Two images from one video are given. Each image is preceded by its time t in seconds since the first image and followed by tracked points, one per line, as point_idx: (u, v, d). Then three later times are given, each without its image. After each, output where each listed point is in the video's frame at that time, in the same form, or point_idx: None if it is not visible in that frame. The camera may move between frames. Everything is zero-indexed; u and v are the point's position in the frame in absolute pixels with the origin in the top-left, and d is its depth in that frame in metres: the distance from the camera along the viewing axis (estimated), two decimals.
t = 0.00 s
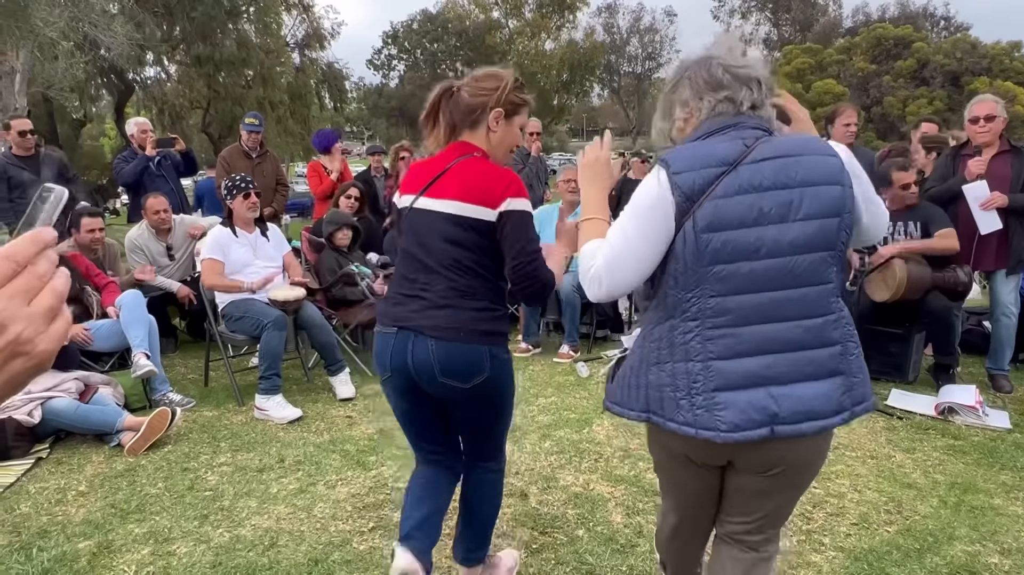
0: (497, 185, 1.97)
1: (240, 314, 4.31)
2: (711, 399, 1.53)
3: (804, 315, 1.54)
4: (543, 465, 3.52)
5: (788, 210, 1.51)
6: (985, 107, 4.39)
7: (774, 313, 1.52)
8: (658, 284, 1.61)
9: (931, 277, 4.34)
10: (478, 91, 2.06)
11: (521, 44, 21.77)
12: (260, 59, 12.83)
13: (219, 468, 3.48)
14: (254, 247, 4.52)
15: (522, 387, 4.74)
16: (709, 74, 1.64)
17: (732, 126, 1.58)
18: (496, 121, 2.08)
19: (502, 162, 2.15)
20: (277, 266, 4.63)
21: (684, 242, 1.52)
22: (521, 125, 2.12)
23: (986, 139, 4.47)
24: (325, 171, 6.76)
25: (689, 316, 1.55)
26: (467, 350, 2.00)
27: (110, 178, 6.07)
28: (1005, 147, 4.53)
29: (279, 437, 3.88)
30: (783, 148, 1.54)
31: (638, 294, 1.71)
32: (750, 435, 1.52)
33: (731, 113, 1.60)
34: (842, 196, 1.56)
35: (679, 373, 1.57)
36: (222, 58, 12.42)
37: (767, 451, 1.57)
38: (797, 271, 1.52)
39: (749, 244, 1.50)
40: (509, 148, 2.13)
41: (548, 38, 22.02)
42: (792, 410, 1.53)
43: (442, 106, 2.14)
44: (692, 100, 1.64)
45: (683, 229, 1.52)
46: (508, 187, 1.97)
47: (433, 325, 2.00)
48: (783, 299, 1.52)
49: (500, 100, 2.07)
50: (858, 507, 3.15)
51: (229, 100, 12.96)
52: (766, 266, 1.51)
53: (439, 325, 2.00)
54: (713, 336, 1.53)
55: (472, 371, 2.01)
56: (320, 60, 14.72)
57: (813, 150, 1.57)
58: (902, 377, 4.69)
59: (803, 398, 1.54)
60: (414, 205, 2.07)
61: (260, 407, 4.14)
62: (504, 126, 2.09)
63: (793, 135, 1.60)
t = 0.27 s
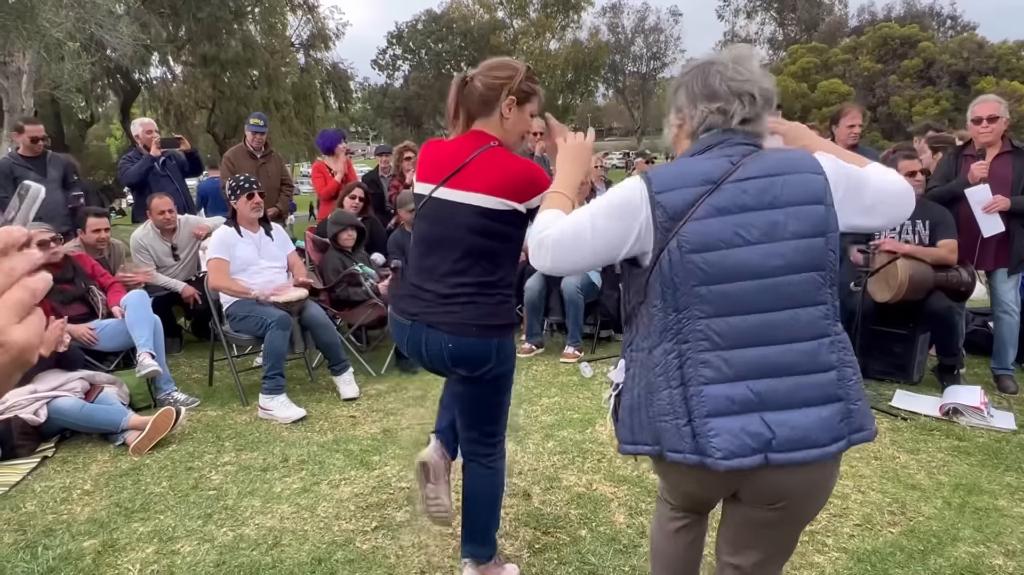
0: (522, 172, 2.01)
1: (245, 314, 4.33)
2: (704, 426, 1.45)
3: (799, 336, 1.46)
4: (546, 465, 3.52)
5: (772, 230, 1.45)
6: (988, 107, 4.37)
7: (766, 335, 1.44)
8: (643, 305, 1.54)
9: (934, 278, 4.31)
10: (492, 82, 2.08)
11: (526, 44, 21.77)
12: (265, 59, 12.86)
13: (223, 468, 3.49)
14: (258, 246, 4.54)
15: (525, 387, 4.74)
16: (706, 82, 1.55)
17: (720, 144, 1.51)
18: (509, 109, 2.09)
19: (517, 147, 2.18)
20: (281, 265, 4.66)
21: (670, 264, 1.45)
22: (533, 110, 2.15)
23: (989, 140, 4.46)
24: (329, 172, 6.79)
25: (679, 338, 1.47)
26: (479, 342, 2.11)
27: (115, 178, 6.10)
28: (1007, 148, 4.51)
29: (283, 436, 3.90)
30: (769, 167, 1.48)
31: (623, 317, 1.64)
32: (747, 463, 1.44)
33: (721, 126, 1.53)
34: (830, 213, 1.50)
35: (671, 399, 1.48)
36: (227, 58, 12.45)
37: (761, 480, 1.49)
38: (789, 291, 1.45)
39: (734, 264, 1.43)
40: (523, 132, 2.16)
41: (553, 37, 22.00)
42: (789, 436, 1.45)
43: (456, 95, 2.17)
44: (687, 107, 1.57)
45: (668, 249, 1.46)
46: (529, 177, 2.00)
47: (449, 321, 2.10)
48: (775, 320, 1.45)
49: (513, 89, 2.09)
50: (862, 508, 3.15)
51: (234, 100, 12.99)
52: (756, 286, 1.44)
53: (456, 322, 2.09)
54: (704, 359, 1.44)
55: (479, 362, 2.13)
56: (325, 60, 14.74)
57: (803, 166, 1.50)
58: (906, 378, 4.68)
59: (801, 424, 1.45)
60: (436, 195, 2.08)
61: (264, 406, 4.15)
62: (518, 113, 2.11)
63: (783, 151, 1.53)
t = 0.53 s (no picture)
0: (515, 211, 2.08)
1: (247, 313, 4.33)
2: (660, 463, 1.32)
3: (772, 370, 1.30)
4: (548, 464, 3.52)
5: (743, 254, 1.28)
6: (987, 107, 4.35)
7: (734, 369, 1.29)
8: (612, 328, 1.42)
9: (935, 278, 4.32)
10: (490, 116, 2.14)
11: (528, 43, 21.78)
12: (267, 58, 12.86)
13: (225, 466, 3.50)
14: (260, 246, 4.54)
15: (527, 386, 4.74)
16: (693, 83, 1.42)
17: (701, 156, 1.38)
18: (506, 141, 2.15)
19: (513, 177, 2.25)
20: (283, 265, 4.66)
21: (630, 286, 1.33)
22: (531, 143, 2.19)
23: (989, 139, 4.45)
24: (332, 171, 6.80)
25: (639, 367, 1.34)
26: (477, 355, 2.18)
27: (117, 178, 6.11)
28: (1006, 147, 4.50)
29: (285, 435, 3.90)
30: (752, 183, 1.32)
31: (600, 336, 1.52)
32: (706, 505, 1.30)
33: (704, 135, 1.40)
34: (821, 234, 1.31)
35: (631, 432, 1.35)
36: (229, 57, 12.46)
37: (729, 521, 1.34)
38: (761, 320, 1.28)
39: (698, 290, 1.28)
40: (520, 163, 2.22)
41: (555, 37, 21.99)
42: (754, 481, 1.29)
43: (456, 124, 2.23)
44: (672, 110, 1.45)
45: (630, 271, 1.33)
46: (522, 216, 2.07)
47: (446, 336, 2.18)
48: (744, 353, 1.29)
49: (509, 122, 2.14)
50: (864, 508, 3.14)
51: (236, 100, 13.01)
52: (723, 313, 1.28)
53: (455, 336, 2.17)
54: (665, 392, 1.31)
55: (477, 372, 2.21)
56: (327, 60, 14.74)
57: (790, 182, 1.33)
58: (909, 378, 4.67)
59: (770, 467, 1.29)
60: (431, 220, 2.16)
61: (266, 406, 4.15)
62: (515, 146, 2.17)
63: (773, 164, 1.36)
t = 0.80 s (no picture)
0: (491, 150, 2.27)
1: (246, 312, 4.33)
2: (620, 461, 1.29)
3: (746, 370, 1.24)
4: (547, 463, 3.53)
5: (722, 244, 1.25)
6: (985, 106, 4.39)
7: (704, 365, 1.25)
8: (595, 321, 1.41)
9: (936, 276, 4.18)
10: (486, 67, 2.32)
11: (527, 42, 21.73)
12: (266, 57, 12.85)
13: (224, 465, 3.51)
14: (259, 245, 4.54)
15: (526, 384, 4.75)
16: (695, 67, 1.41)
17: (691, 141, 1.38)
18: (497, 92, 2.33)
19: (505, 129, 2.42)
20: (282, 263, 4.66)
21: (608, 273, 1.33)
22: (522, 98, 2.35)
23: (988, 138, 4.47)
24: (331, 169, 6.79)
25: (612, 359, 1.33)
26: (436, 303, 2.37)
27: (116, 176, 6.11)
28: (1005, 146, 4.52)
29: (284, 434, 3.91)
30: (741, 171, 1.29)
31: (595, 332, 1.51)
32: (660, 510, 1.26)
33: (703, 119, 1.39)
34: (811, 229, 1.25)
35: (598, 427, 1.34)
36: (228, 56, 12.44)
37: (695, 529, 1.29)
38: (735, 316, 1.24)
39: (672, 278, 1.26)
40: (510, 116, 2.39)
41: (555, 35, 21.96)
42: (716, 488, 1.24)
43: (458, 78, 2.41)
44: (673, 92, 1.44)
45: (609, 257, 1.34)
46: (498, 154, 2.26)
47: (412, 276, 2.42)
48: (716, 350, 1.25)
49: (501, 74, 2.31)
50: (862, 505, 3.15)
51: (235, 98, 12.98)
52: (695, 306, 1.25)
53: (419, 277, 2.40)
54: (633, 385, 1.29)
55: (433, 316, 2.40)
56: (326, 58, 14.71)
57: (780, 172, 1.30)
58: (907, 376, 4.68)
59: (734, 474, 1.23)
60: (424, 160, 2.39)
61: (265, 404, 4.16)
62: (505, 97, 2.34)
63: (767, 155, 1.33)
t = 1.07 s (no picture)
0: (451, 196, 2.31)
1: (242, 311, 4.33)
2: (614, 494, 1.33)
3: (736, 411, 1.25)
4: (543, 460, 3.54)
5: (712, 283, 1.26)
6: (981, 104, 4.40)
7: (695, 404, 1.27)
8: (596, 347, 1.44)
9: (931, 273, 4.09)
10: (456, 112, 2.40)
11: (523, 39, 21.69)
12: (261, 55, 12.81)
13: (220, 463, 3.51)
14: (254, 243, 4.54)
15: (522, 382, 4.76)
16: (695, 92, 1.42)
17: (685, 172, 1.40)
18: (465, 134, 2.38)
19: (483, 169, 2.45)
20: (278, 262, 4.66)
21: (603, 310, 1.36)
22: (490, 137, 2.37)
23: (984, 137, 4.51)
24: (326, 168, 6.78)
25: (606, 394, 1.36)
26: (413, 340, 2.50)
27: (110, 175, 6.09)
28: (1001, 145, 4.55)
29: (280, 432, 3.91)
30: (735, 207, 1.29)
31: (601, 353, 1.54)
32: (650, 543, 1.29)
33: (701, 145, 1.41)
34: (803, 267, 1.24)
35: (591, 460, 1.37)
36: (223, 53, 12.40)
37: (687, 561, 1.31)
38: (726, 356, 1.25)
39: (662, 317, 1.28)
40: (484, 155, 2.41)
41: (550, 33, 21.94)
42: (702, 526, 1.26)
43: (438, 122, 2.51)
44: (672, 115, 1.45)
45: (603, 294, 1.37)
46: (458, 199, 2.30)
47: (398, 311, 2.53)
48: (706, 390, 1.26)
49: (467, 116, 2.37)
50: (856, 501, 3.18)
51: (229, 96, 12.94)
52: (684, 346, 1.27)
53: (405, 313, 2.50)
54: (626, 421, 1.32)
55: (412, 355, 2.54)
56: (321, 56, 14.67)
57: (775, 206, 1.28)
58: (900, 373, 4.71)
59: (722, 512, 1.25)
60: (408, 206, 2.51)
61: (262, 403, 4.16)
62: (474, 138, 2.38)
63: (763, 186, 1.32)
